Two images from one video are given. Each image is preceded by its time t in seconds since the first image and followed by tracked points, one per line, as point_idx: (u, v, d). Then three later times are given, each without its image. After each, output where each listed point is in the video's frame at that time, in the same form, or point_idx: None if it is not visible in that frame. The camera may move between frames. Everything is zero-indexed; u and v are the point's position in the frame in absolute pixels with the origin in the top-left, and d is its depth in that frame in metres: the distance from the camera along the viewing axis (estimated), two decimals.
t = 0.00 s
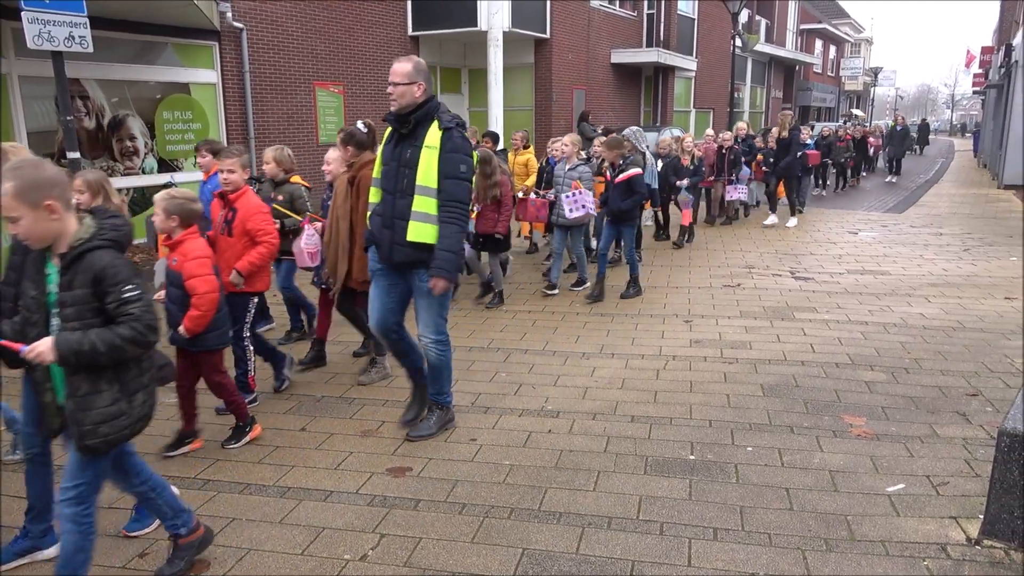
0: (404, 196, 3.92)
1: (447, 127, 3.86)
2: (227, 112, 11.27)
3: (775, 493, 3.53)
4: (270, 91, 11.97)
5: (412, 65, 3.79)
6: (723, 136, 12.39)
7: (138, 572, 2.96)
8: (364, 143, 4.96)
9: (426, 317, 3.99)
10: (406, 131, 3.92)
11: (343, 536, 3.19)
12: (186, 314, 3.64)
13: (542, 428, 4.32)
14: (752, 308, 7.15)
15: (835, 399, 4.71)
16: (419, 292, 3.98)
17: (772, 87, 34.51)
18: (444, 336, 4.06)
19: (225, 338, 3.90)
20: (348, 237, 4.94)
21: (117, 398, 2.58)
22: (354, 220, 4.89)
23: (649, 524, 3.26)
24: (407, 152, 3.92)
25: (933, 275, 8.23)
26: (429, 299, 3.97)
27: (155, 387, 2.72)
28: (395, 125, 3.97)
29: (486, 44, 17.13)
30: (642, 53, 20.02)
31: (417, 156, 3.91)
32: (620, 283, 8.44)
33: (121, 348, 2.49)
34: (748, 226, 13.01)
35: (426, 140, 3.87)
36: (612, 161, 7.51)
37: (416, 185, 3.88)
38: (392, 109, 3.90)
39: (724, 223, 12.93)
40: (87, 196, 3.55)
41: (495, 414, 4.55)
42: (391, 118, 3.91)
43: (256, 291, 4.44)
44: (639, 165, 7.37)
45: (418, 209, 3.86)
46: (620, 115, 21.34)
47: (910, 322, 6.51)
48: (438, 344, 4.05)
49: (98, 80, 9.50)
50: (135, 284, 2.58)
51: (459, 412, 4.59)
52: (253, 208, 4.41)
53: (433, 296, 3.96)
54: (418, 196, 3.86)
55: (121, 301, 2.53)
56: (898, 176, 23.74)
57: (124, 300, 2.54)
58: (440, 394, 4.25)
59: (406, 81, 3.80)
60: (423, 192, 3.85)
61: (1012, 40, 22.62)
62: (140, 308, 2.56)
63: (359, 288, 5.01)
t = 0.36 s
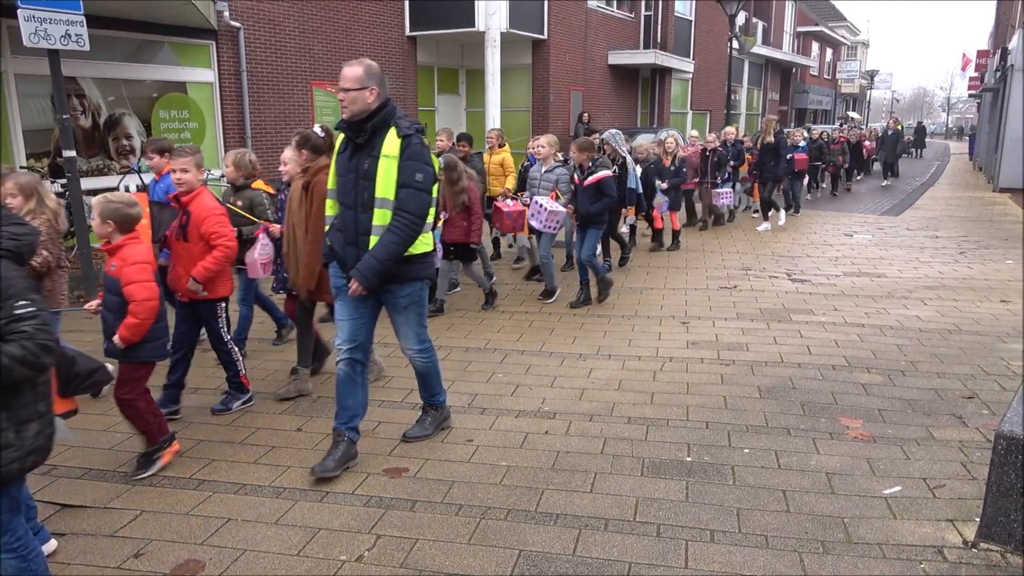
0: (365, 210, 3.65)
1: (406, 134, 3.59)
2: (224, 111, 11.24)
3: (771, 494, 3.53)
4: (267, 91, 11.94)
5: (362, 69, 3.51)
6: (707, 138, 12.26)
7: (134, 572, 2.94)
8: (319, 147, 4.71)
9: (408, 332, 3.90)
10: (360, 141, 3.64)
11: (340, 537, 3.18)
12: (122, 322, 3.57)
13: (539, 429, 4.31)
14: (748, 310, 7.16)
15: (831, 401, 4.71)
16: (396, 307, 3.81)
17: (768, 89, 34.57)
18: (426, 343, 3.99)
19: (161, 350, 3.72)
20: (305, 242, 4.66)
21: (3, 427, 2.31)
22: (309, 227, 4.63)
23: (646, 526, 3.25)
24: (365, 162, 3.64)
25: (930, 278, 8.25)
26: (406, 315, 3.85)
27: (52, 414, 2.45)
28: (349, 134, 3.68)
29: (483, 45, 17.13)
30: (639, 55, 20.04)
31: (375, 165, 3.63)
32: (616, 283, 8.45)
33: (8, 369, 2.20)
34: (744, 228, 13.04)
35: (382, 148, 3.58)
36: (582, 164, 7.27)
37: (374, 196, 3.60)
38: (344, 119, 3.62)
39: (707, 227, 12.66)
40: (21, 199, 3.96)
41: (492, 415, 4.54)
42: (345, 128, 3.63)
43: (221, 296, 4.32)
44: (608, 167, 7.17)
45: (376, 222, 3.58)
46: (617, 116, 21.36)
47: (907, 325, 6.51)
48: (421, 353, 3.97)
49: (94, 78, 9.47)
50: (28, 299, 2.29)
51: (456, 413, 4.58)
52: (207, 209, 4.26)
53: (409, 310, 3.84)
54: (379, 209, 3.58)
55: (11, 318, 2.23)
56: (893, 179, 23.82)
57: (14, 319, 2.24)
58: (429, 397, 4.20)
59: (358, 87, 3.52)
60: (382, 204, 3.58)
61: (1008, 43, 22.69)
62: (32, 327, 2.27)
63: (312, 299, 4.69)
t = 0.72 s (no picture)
0: (311, 208, 3.41)
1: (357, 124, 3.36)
2: (222, 110, 11.23)
3: (769, 497, 3.53)
4: (266, 90, 11.93)
5: (307, 58, 3.31)
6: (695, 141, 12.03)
7: (130, 571, 2.93)
8: (274, 148, 4.45)
9: (329, 343, 3.42)
10: (307, 133, 3.41)
11: (338, 537, 3.17)
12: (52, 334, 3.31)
13: (537, 430, 4.31)
14: (747, 312, 7.16)
15: (830, 404, 4.72)
16: (324, 312, 3.44)
17: (767, 91, 34.57)
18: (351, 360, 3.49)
19: (102, 364, 3.52)
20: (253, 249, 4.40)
21: None
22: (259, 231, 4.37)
23: (644, 527, 3.25)
24: (311, 156, 3.40)
25: (927, 281, 8.26)
26: (334, 322, 3.42)
27: None
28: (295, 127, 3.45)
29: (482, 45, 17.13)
30: (638, 56, 20.06)
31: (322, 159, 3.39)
32: (614, 285, 8.45)
33: None
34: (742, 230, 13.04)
35: (331, 141, 3.36)
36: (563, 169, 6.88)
37: (322, 192, 3.37)
38: (289, 111, 3.39)
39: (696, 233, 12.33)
40: None
41: (490, 416, 4.54)
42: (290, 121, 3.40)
43: (165, 304, 4.15)
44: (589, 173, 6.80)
45: (326, 219, 3.36)
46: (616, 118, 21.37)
47: (905, 328, 6.52)
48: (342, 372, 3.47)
49: (93, 76, 9.45)
50: None
51: (454, 413, 4.57)
52: (157, 209, 4.18)
53: (339, 317, 3.42)
54: (326, 205, 3.35)
55: None
56: (889, 181, 23.90)
57: None
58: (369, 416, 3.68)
59: (303, 76, 3.30)
60: (330, 200, 3.35)
61: (1006, 47, 22.74)
62: None
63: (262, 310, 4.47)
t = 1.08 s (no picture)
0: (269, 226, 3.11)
1: (314, 135, 3.07)
2: (223, 109, 11.22)
3: (771, 498, 3.52)
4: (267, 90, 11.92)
5: (258, 59, 3.03)
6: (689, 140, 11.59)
7: (132, 570, 2.93)
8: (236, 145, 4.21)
9: (270, 357, 3.09)
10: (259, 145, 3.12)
11: (340, 537, 3.17)
12: None
13: (539, 431, 4.30)
14: (748, 313, 7.16)
15: (831, 405, 4.72)
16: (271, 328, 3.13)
17: (768, 92, 34.57)
18: (283, 391, 3.13)
19: (54, 377, 3.34)
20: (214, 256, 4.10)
21: None
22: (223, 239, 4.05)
23: (645, 528, 3.25)
24: (264, 169, 3.11)
25: (928, 283, 8.25)
26: (280, 337, 3.10)
27: None
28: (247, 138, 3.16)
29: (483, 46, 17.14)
30: (639, 57, 20.07)
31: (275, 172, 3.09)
32: (615, 285, 8.45)
33: None
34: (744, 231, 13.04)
35: (285, 153, 3.06)
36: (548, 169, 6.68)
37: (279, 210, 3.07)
38: (241, 121, 3.11)
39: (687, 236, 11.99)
40: None
41: (492, 416, 4.53)
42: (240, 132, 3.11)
43: (118, 317, 3.82)
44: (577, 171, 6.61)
45: (286, 239, 3.06)
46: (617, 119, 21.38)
47: (906, 329, 6.52)
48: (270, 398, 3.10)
49: (94, 75, 9.45)
50: None
51: (455, 413, 4.57)
52: (112, 218, 3.82)
53: (287, 333, 3.10)
54: (283, 223, 3.06)
55: None
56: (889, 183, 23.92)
57: None
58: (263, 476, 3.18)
59: (253, 80, 3.02)
60: (288, 218, 3.05)
61: (1008, 50, 22.74)
62: None
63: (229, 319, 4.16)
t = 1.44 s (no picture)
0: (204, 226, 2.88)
1: (256, 129, 2.82)
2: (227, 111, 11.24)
3: (777, 497, 3.53)
4: (272, 90, 11.95)
5: (203, 45, 2.80)
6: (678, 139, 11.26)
7: (138, 569, 2.95)
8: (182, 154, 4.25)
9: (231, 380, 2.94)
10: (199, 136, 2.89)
11: (345, 536, 3.18)
12: None
13: (543, 430, 4.31)
14: (752, 313, 7.16)
15: (835, 405, 4.71)
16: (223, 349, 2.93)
17: (771, 92, 34.56)
18: (258, 406, 3.01)
19: None
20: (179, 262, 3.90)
21: None
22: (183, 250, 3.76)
23: (651, 527, 3.26)
24: (203, 163, 2.88)
25: (933, 283, 8.24)
26: (236, 359, 2.92)
27: None
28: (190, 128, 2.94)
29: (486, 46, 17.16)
30: (642, 57, 20.07)
31: (213, 168, 2.85)
32: (619, 286, 8.45)
33: None
34: (747, 231, 13.04)
35: (225, 149, 2.83)
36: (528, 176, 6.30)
37: (214, 209, 2.85)
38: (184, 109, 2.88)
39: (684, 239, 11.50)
40: None
41: (496, 415, 4.54)
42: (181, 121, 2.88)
43: (79, 326, 3.74)
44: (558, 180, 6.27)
45: (218, 242, 2.83)
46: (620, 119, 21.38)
47: (911, 329, 6.51)
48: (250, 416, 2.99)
49: (98, 77, 9.48)
50: None
51: (460, 413, 4.58)
52: (68, 220, 3.63)
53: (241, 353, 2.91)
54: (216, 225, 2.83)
55: None
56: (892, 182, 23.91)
57: None
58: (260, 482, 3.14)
59: (195, 66, 2.79)
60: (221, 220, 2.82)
61: (1012, 49, 22.71)
62: None
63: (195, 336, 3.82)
